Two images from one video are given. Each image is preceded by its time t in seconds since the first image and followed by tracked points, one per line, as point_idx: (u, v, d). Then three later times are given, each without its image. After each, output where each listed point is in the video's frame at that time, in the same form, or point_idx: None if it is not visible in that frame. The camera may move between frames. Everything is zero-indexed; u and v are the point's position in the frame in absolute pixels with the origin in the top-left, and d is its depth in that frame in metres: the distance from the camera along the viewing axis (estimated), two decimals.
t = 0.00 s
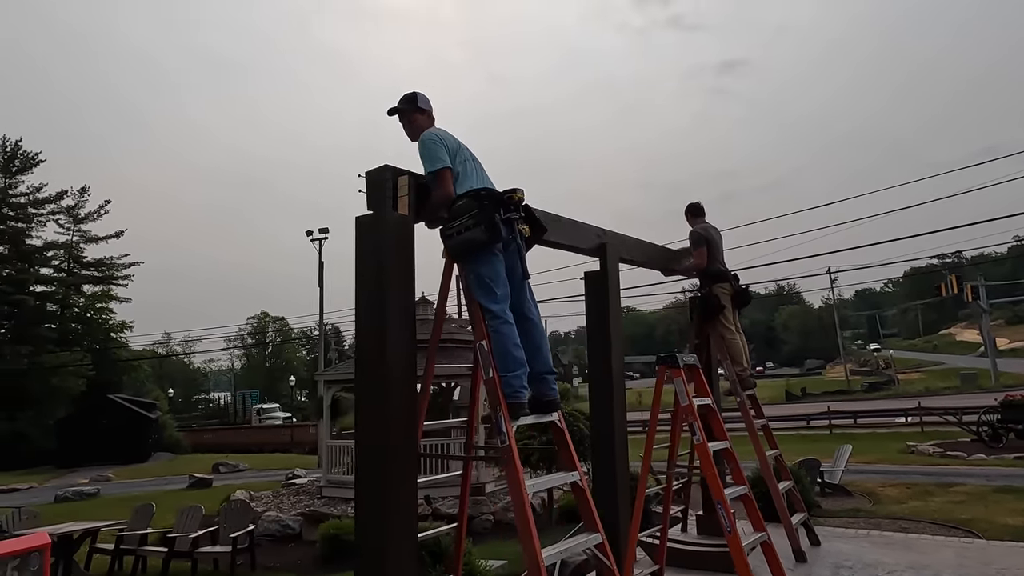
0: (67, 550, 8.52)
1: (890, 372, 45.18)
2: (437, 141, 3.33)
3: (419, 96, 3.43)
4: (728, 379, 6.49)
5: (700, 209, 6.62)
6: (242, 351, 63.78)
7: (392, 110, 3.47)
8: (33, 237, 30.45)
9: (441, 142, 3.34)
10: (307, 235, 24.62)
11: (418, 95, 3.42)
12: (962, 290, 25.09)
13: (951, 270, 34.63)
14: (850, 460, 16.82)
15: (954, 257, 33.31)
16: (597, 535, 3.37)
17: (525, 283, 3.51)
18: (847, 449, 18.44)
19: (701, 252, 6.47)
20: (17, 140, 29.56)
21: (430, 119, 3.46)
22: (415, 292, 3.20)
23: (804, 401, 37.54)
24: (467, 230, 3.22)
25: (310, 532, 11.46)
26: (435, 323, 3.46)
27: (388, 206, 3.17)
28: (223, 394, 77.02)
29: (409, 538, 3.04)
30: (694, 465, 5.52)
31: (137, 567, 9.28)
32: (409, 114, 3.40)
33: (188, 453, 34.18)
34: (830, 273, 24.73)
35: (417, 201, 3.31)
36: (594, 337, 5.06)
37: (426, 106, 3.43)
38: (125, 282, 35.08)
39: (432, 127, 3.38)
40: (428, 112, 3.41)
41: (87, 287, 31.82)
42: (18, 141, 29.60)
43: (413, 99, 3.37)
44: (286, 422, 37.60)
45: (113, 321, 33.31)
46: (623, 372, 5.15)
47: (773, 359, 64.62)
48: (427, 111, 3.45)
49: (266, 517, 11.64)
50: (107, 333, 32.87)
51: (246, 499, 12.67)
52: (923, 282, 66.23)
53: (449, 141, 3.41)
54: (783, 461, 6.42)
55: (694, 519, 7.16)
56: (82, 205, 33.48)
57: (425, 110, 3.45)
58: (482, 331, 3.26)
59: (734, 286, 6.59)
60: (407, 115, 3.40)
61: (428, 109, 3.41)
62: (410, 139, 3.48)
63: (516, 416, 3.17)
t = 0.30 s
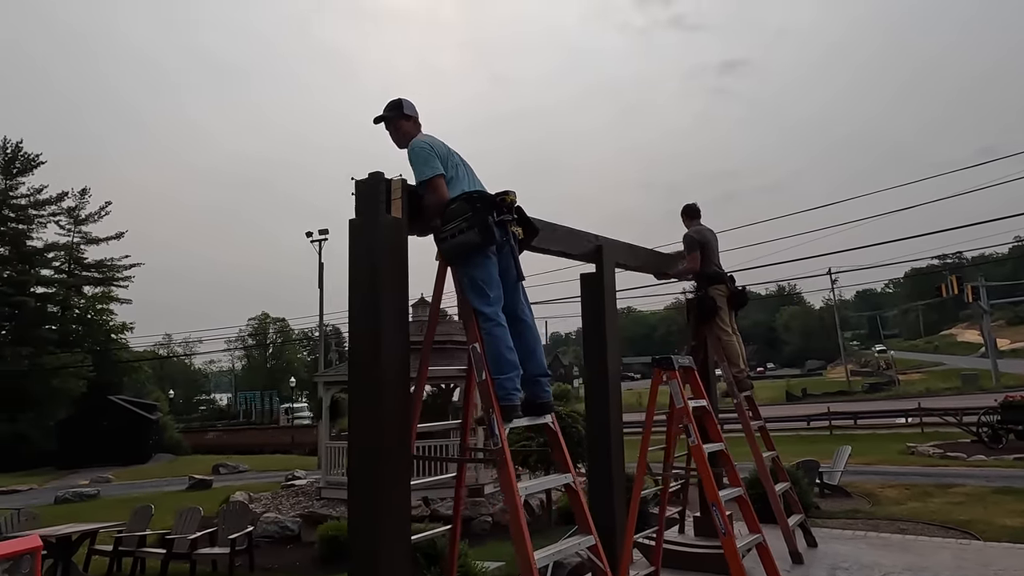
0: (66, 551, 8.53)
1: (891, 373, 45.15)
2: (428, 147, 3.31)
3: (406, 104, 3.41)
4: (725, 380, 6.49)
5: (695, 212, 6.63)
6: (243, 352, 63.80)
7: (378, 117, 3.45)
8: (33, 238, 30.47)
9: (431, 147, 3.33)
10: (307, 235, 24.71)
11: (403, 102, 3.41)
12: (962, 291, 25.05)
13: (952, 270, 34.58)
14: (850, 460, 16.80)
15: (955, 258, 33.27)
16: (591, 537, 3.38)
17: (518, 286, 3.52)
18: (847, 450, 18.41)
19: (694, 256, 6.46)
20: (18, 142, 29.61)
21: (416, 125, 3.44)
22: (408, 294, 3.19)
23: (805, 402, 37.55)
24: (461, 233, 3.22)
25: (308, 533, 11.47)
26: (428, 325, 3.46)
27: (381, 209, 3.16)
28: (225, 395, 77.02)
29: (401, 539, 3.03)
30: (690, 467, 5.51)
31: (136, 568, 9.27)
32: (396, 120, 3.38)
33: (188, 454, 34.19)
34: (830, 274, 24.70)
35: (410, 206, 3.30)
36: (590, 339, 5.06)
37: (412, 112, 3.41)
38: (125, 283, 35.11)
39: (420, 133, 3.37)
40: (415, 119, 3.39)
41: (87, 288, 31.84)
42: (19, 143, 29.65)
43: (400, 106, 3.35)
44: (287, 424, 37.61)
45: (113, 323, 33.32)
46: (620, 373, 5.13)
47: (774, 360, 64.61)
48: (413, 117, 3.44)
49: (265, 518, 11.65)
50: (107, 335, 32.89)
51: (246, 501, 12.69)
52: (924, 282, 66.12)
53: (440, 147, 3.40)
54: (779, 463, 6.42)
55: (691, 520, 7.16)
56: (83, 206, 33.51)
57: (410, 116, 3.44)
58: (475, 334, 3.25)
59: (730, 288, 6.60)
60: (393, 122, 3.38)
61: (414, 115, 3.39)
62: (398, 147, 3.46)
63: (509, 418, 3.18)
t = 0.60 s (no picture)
0: (63, 553, 8.45)
1: (890, 374, 45.18)
2: (420, 149, 3.32)
3: (396, 107, 3.41)
4: (722, 382, 6.49)
5: (688, 215, 6.61)
6: (242, 353, 63.78)
7: (368, 122, 3.45)
8: (33, 239, 30.46)
9: (423, 150, 3.33)
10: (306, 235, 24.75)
11: (392, 105, 3.40)
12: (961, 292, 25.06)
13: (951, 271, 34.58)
14: (848, 462, 16.79)
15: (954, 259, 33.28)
16: (584, 538, 3.37)
17: (511, 286, 3.52)
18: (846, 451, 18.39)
19: (691, 261, 6.44)
20: (17, 142, 29.62)
21: (408, 129, 3.44)
22: (402, 292, 3.17)
23: (804, 403, 37.52)
24: (453, 233, 3.22)
25: (306, 535, 11.47)
26: (422, 324, 3.46)
27: (375, 208, 3.14)
28: (224, 397, 77.04)
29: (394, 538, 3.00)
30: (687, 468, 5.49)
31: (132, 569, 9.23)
32: (387, 124, 3.38)
33: (187, 455, 34.15)
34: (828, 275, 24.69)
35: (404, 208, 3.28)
36: (584, 341, 5.03)
37: (402, 115, 3.41)
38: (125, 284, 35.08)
39: (411, 136, 3.37)
40: (406, 122, 3.39)
41: (87, 289, 31.83)
42: (18, 144, 29.65)
43: (390, 109, 3.35)
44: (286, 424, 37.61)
45: (113, 324, 33.29)
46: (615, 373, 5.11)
47: (774, 361, 64.55)
48: (404, 122, 3.44)
49: (263, 519, 11.62)
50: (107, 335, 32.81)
51: (243, 502, 12.68)
52: (924, 283, 66.12)
53: (431, 149, 3.40)
54: (776, 464, 6.39)
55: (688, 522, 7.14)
56: (82, 207, 33.49)
57: (402, 121, 3.44)
58: (469, 334, 3.25)
59: (726, 290, 6.58)
60: (384, 126, 3.38)
61: (405, 119, 3.40)
62: (390, 150, 3.46)
63: (502, 419, 3.17)
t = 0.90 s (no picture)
0: (60, 553, 8.40)
1: (889, 375, 45.21)
2: (417, 148, 3.31)
3: (393, 108, 3.41)
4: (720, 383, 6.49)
5: (684, 217, 6.61)
6: (241, 354, 63.72)
7: (364, 122, 3.45)
8: (31, 239, 30.42)
9: (421, 147, 3.32)
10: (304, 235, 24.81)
11: (388, 106, 3.40)
12: (959, 293, 25.07)
13: (949, 272, 34.60)
14: (846, 462, 16.78)
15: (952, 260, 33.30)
16: (580, 539, 3.37)
17: (508, 287, 3.51)
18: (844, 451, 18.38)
19: (689, 264, 6.44)
20: (15, 142, 29.59)
21: (404, 129, 3.44)
22: (398, 292, 3.15)
23: (803, 404, 37.50)
24: (450, 234, 3.23)
25: (303, 535, 11.46)
26: (419, 324, 3.46)
27: (372, 207, 3.13)
28: (222, 397, 76.92)
29: (391, 539, 2.98)
30: (684, 469, 5.47)
31: (129, 570, 9.20)
32: (383, 124, 3.37)
33: (185, 456, 34.10)
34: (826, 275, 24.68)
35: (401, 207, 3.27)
36: (581, 341, 5.00)
37: (398, 115, 3.40)
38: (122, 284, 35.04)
39: (408, 135, 3.36)
40: (402, 122, 3.39)
41: (85, 289, 31.79)
42: (17, 144, 29.62)
43: (387, 109, 3.34)
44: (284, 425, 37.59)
45: (111, 324, 33.23)
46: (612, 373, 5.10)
47: (772, 362, 64.50)
48: (400, 122, 3.43)
49: (260, 520, 11.63)
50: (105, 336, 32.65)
51: (241, 502, 12.68)
52: (922, 284, 66.17)
53: (429, 147, 3.39)
54: (774, 465, 6.38)
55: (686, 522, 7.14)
56: (80, 207, 33.44)
57: (398, 120, 3.44)
58: (464, 334, 3.24)
59: (723, 291, 6.57)
60: (380, 126, 3.38)
61: (401, 119, 3.39)
62: (386, 150, 3.45)
63: (499, 420, 3.17)
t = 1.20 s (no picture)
0: (57, 554, 8.35)
1: (886, 375, 45.26)
2: (415, 147, 3.30)
3: (390, 108, 3.41)
4: (718, 383, 6.47)
5: (679, 219, 6.62)
6: (239, 354, 63.64)
7: (361, 123, 3.44)
8: (27, 239, 30.31)
9: (418, 147, 3.32)
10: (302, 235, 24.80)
11: (385, 106, 3.41)
12: (956, 293, 25.09)
13: (946, 272, 34.62)
14: (843, 463, 16.78)
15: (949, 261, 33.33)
16: (577, 539, 3.37)
17: (505, 287, 3.51)
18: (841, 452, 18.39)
19: (685, 267, 6.46)
20: (12, 142, 29.49)
21: (401, 129, 3.43)
22: (395, 293, 3.14)
23: (800, 404, 37.54)
24: (448, 234, 3.22)
25: (301, 535, 11.45)
26: (415, 325, 3.45)
27: (369, 207, 3.12)
28: (220, 397, 76.78)
29: (386, 539, 2.97)
30: (682, 469, 5.46)
31: (126, 570, 9.17)
32: (380, 124, 3.36)
33: (183, 456, 34.04)
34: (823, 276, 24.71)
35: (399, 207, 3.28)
36: (579, 342, 4.98)
37: (394, 116, 3.40)
38: (120, 284, 34.95)
39: (405, 135, 3.35)
40: (399, 122, 3.38)
41: (82, 289, 31.71)
42: (14, 143, 29.53)
43: (384, 109, 3.33)
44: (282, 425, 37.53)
45: (108, 324, 33.15)
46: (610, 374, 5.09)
47: (770, 363, 64.50)
48: (397, 122, 3.43)
49: (257, 521, 11.61)
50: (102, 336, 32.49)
51: (238, 502, 12.67)
52: (919, 285, 66.25)
53: (427, 147, 3.39)
54: (771, 465, 6.37)
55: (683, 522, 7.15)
56: (78, 207, 33.38)
57: (395, 121, 3.43)
58: (462, 335, 3.23)
59: (719, 291, 6.57)
60: (377, 126, 3.37)
61: (398, 118, 3.39)
62: (383, 150, 3.44)
63: (495, 421, 3.16)
